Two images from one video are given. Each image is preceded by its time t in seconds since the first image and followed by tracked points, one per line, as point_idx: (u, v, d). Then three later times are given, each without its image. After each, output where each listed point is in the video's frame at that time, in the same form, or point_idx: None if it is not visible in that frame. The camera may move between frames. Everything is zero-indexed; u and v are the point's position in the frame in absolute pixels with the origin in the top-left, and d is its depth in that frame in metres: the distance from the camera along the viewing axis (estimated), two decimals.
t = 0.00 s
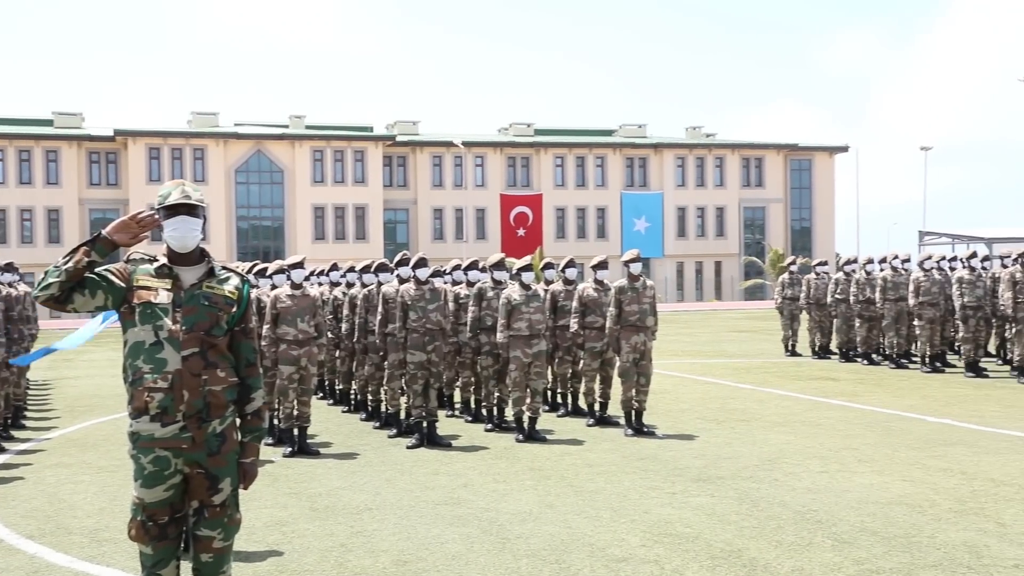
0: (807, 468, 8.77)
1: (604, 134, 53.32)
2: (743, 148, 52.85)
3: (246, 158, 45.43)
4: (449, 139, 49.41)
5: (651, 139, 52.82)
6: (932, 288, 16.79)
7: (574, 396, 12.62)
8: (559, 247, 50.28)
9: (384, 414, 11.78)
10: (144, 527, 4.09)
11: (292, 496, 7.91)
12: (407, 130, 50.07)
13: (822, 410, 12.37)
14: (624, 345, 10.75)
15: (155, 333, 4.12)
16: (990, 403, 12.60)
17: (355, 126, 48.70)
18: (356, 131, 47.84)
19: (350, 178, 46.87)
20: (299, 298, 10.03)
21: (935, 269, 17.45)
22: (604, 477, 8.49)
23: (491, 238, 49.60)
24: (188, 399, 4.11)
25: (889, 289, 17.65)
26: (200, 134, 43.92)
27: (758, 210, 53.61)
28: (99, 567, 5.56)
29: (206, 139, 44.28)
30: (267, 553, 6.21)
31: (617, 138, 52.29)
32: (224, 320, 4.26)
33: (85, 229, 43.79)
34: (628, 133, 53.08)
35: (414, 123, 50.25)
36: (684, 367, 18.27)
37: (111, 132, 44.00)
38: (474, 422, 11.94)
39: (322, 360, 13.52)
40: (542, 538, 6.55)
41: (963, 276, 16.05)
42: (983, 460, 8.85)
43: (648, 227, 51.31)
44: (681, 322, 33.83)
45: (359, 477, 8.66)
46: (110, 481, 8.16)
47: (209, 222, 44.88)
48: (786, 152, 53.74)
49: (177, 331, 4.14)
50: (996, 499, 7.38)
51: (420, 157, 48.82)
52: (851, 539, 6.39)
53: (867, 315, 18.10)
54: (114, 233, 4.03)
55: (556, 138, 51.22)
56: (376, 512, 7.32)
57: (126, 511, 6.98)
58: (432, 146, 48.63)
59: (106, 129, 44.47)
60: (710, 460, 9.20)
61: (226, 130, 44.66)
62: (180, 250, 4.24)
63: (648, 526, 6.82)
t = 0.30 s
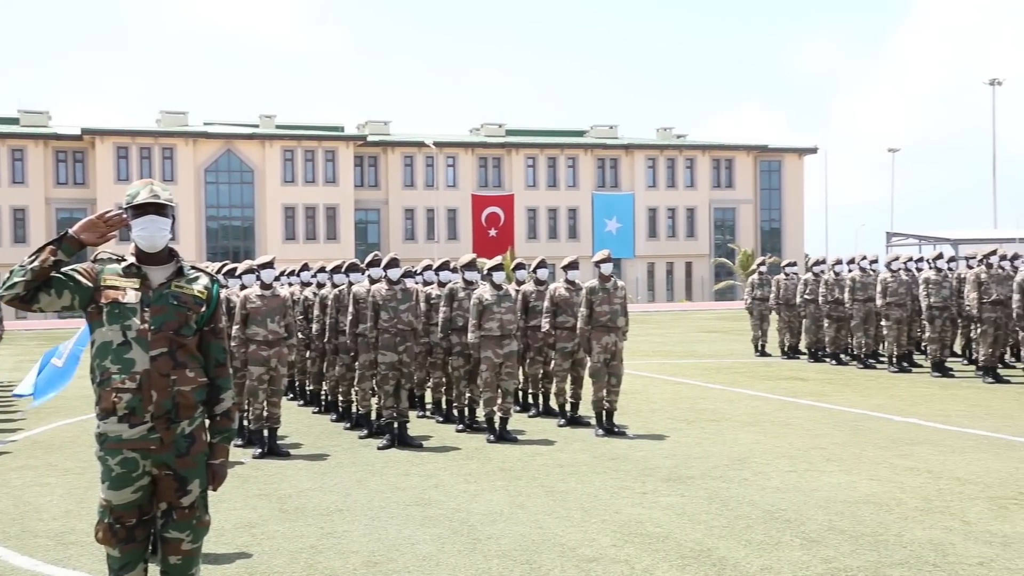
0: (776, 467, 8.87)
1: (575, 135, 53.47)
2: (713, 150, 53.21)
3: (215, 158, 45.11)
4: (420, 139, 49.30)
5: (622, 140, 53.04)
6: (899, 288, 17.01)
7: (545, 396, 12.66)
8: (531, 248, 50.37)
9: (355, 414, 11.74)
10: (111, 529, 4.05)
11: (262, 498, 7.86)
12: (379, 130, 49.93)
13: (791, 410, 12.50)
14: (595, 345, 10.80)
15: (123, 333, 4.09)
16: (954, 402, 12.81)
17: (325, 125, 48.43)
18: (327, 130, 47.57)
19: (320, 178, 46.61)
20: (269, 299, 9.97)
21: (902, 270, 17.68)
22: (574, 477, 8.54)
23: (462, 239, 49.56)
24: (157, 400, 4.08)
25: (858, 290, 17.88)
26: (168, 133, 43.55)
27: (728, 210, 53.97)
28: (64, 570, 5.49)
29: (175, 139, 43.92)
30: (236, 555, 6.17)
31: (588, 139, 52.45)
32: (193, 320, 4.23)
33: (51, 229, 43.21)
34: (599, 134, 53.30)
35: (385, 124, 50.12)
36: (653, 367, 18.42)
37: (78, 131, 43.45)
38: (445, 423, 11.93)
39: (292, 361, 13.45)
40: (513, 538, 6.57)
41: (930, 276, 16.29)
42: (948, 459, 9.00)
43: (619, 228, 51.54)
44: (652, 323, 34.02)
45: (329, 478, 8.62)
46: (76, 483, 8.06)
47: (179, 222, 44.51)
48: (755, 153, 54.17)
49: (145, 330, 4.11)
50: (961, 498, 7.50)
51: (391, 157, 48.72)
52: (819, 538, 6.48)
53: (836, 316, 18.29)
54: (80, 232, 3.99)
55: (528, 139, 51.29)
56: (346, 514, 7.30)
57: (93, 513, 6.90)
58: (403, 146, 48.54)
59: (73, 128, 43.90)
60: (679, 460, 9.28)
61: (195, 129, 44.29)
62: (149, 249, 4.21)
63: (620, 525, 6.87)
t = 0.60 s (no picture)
0: (741, 466, 8.97)
1: (541, 136, 53.59)
2: (678, 151, 53.57)
3: (179, 157, 44.69)
4: (386, 139, 49.13)
5: (588, 141, 53.26)
6: (861, 289, 17.27)
7: (511, 397, 12.68)
8: (497, 248, 50.41)
9: (320, 415, 11.68)
10: (72, 532, 4.00)
11: (226, 499, 7.80)
12: (344, 130, 49.69)
13: (755, 410, 12.63)
14: (561, 345, 10.84)
15: (84, 334, 4.04)
16: (915, 402, 13.02)
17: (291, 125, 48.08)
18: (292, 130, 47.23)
19: (285, 178, 46.26)
20: (234, 299, 9.88)
21: (864, 271, 17.96)
22: (540, 477, 8.57)
23: (429, 239, 49.45)
24: (118, 402, 4.04)
25: (821, 290, 18.14)
26: (131, 133, 43.10)
27: (693, 211, 54.33)
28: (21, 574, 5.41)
29: (138, 138, 43.47)
30: (198, 558, 6.11)
31: (555, 140, 52.59)
32: (156, 320, 4.19)
33: (10, 228, 42.49)
34: (566, 135, 53.48)
35: (351, 123, 49.89)
36: (618, 367, 18.56)
37: (38, 129, 42.76)
38: (411, 423, 11.90)
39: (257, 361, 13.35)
40: (479, 539, 6.59)
41: (891, 277, 16.58)
42: (908, 458, 9.17)
43: (585, 229, 51.76)
44: (617, 324, 34.19)
45: (293, 479, 8.57)
46: (35, 486, 7.94)
47: (142, 222, 44.05)
48: (720, 154, 54.59)
49: (107, 331, 4.07)
50: (921, 496, 7.65)
51: (356, 157, 48.52)
52: (782, 537, 6.57)
53: (799, 316, 18.51)
54: (41, 232, 3.94)
55: (494, 139, 51.31)
56: (311, 515, 7.26)
57: (52, 517, 6.80)
58: (369, 146, 48.36)
59: (32, 126, 43.19)
60: (645, 460, 9.35)
61: (158, 128, 43.79)
62: (111, 249, 4.16)
63: (585, 525, 6.92)
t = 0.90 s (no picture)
0: (712, 466, 9.06)
1: (514, 136, 53.64)
2: (650, 151, 53.82)
3: (149, 156, 44.37)
4: (358, 139, 48.99)
5: (560, 142, 53.38)
6: (831, 289, 17.49)
7: (484, 398, 12.68)
8: (470, 248, 50.41)
9: (291, 416, 11.62)
10: (39, 535, 3.98)
11: (196, 501, 7.75)
12: (316, 130, 49.49)
13: (726, 410, 12.74)
14: (534, 345, 10.88)
15: (52, 335, 4.01)
16: (882, 402, 13.20)
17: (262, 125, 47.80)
18: (263, 130, 46.95)
19: (257, 178, 45.96)
20: (204, 299, 9.79)
21: (833, 271, 18.18)
22: (512, 477, 8.60)
23: (401, 239, 49.34)
24: (87, 404, 4.01)
25: (792, 291, 18.34)
26: (100, 132, 42.74)
27: (665, 212, 54.60)
28: None
29: (107, 137, 43.11)
30: (168, 560, 6.07)
31: (527, 140, 52.66)
32: (125, 321, 4.16)
33: None
34: (538, 135, 53.58)
35: (323, 123, 49.68)
36: (589, 368, 18.67)
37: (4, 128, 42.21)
38: (383, 424, 11.88)
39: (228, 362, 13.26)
40: (451, 540, 6.60)
41: (861, 278, 16.80)
42: (876, 458, 9.31)
43: (558, 229, 51.90)
44: (589, 324, 34.38)
45: (264, 481, 8.51)
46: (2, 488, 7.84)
47: (111, 222, 43.68)
48: (692, 155, 54.89)
49: (75, 333, 4.04)
50: (890, 495, 7.77)
51: (328, 157, 48.34)
52: (753, 536, 6.65)
53: (770, 316, 18.70)
54: (8, 232, 3.91)
55: (466, 140, 51.29)
56: (282, 517, 7.24)
57: (20, 519, 6.72)
58: (341, 146, 48.19)
59: None
60: (616, 460, 9.42)
61: (127, 128, 43.41)
62: (79, 249, 4.12)
63: (556, 526, 6.95)
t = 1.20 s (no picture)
0: (680, 466, 9.14)
1: (483, 137, 53.63)
2: (619, 152, 54.00)
3: (114, 156, 43.87)
4: (327, 139, 48.76)
5: (529, 143, 53.43)
6: (798, 290, 17.68)
7: (453, 398, 12.67)
8: (439, 249, 50.32)
9: (259, 417, 11.53)
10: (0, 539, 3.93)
11: (162, 503, 7.68)
12: (284, 130, 49.19)
13: (694, 410, 12.84)
14: (503, 346, 10.89)
15: (15, 336, 3.97)
16: (848, 402, 13.37)
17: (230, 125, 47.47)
18: (231, 129, 46.64)
19: (224, 177, 45.60)
20: (171, 300, 9.68)
21: (800, 272, 18.36)
22: (482, 478, 8.62)
23: (370, 239, 49.16)
24: (51, 405, 3.97)
25: (761, 291, 18.53)
26: (64, 131, 42.19)
27: (634, 213, 54.76)
28: None
29: (72, 136, 42.54)
30: (133, 563, 6.02)
31: (497, 141, 52.68)
32: (90, 322, 4.11)
33: None
34: (507, 136, 53.62)
35: (291, 123, 49.39)
36: (558, 368, 18.73)
37: None
38: (352, 425, 11.83)
39: (195, 363, 13.13)
40: (419, 541, 6.59)
41: (827, 279, 16.99)
42: (843, 457, 9.45)
43: (528, 230, 51.98)
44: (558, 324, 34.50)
45: (231, 482, 8.45)
46: None
47: (76, 222, 43.13)
48: (661, 157, 55.10)
49: (38, 333, 4.00)
50: (855, 494, 7.90)
51: (297, 157, 48.11)
52: (720, 536, 6.72)
53: (738, 317, 18.86)
54: None
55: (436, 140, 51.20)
56: (250, 518, 7.19)
57: None
58: (309, 146, 47.94)
59: None
60: (585, 460, 9.46)
61: (93, 127, 42.90)
62: (43, 249, 4.07)
63: (525, 526, 6.97)
